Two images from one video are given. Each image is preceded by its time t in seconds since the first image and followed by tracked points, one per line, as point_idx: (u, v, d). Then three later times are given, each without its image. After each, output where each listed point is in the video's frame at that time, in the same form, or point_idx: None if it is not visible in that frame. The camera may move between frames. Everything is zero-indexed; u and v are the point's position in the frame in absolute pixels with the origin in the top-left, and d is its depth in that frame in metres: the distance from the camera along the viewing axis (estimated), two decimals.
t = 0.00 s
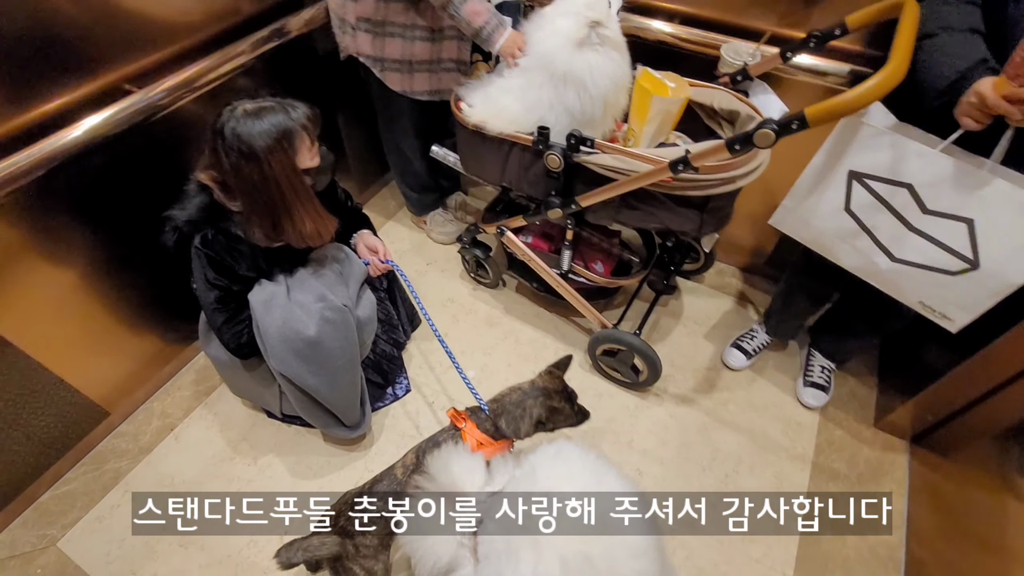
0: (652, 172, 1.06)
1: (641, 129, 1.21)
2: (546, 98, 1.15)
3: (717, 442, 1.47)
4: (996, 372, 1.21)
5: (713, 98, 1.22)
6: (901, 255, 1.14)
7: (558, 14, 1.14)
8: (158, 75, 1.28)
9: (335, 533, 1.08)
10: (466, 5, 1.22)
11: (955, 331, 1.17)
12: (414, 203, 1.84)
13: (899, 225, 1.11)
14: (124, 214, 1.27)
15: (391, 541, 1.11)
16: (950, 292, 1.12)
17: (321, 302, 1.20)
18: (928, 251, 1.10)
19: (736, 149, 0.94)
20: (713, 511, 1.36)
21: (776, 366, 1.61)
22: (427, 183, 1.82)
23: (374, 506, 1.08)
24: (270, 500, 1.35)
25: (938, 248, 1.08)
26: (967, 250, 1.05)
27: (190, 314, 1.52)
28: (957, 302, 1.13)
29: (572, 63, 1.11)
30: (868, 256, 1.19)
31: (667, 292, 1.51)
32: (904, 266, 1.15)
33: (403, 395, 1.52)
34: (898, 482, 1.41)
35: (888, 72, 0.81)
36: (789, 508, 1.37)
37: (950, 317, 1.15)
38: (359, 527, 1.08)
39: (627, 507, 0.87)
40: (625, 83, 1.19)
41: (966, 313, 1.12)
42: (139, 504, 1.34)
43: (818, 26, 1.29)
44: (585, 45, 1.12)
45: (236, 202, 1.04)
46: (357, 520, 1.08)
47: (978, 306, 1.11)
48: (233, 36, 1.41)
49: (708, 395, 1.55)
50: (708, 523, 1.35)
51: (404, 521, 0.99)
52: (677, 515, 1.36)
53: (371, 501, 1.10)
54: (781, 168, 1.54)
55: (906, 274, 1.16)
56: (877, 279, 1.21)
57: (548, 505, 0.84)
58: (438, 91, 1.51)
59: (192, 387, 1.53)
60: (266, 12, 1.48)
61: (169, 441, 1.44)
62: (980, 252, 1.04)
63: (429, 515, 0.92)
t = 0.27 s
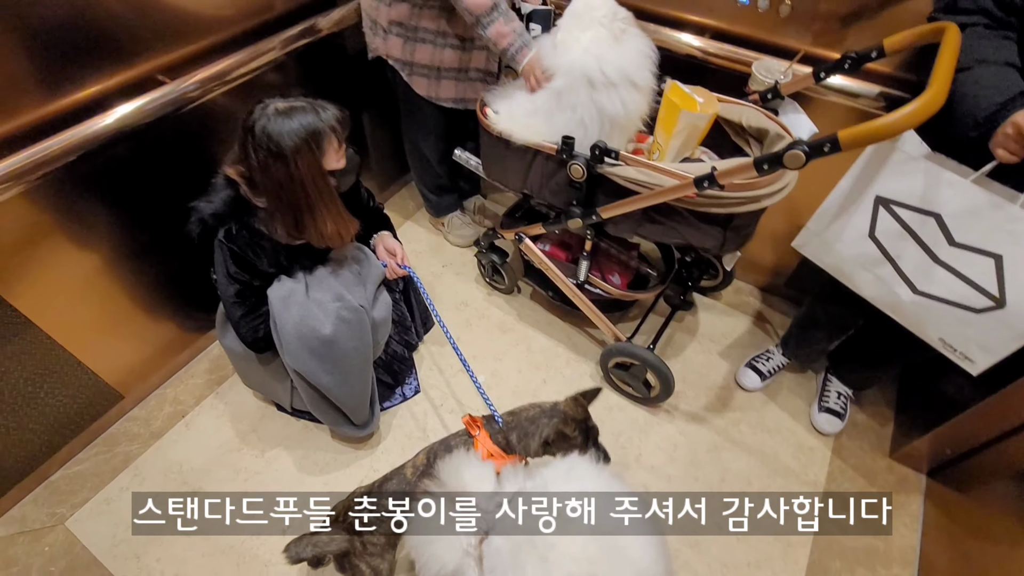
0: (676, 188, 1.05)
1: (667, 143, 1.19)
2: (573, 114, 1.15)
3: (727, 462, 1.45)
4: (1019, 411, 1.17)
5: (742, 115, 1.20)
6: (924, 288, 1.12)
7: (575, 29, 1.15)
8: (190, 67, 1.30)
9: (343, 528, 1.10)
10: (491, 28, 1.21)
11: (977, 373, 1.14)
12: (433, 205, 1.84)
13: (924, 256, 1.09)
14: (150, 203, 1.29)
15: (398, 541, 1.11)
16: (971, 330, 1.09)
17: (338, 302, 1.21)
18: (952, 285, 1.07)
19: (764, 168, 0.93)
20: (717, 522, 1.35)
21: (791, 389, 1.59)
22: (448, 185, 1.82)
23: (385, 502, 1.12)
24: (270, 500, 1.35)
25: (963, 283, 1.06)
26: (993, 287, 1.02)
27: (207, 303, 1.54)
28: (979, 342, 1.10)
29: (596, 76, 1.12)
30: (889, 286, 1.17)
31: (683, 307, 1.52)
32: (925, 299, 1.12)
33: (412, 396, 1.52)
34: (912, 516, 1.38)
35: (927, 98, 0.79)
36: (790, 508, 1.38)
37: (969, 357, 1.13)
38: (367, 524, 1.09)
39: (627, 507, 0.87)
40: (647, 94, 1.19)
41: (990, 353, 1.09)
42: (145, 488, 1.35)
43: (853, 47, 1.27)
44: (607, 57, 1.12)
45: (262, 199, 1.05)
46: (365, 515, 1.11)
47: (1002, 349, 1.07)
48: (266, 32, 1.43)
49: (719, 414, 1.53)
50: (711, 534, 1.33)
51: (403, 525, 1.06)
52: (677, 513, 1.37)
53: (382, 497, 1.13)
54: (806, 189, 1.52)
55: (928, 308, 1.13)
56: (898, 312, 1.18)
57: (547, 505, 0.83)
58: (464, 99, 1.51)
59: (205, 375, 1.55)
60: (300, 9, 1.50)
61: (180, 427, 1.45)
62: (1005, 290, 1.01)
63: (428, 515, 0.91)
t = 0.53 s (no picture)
0: (709, 213, 1.03)
1: (701, 166, 1.18)
2: (601, 132, 1.15)
3: (743, 495, 1.41)
4: None
5: (780, 142, 1.19)
6: (960, 326, 1.09)
7: (603, 48, 1.14)
8: (237, 68, 1.34)
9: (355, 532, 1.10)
10: (531, 40, 1.22)
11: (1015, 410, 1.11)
12: (460, 213, 1.85)
13: (961, 294, 1.05)
14: (189, 197, 1.33)
15: (409, 546, 1.10)
16: (1010, 369, 1.07)
17: (364, 306, 1.23)
18: (991, 324, 1.05)
19: (801, 199, 0.91)
20: (729, 555, 1.32)
21: (814, 424, 1.54)
22: (476, 195, 1.83)
23: (399, 509, 1.09)
24: (276, 499, 1.36)
25: (1003, 323, 1.03)
26: None
27: (236, 297, 1.57)
28: (1018, 380, 1.07)
29: (621, 95, 1.11)
30: (922, 322, 1.14)
31: (705, 333, 1.48)
32: (961, 337, 1.09)
33: (428, 403, 1.53)
34: (936, 566, 1.32)
35: (978, 137, 0.76)
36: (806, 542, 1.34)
37: (1009, 395, 1.10)
38: (380, 530, 1.08)
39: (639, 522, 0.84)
40: (679, 114, 1.17)
41: None
42: (163, 474, 1.38)
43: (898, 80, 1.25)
44: (631, 77, 1.10)
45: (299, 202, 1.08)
46: (379, 521, 1.10)
47: None
48: (312, 37, 1.47)
49: (738, 444, 1.49)
50: (722, 567, 1.30)
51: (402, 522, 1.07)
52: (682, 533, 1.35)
53: (396, 504, 1.10)
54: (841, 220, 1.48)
55: (964, 346, 1.10)
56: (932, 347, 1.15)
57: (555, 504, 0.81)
58: (498, 113, 1.52)
59: (228, 367, 1.58)
60: (345, 17, 1.53)
61: (200, 417, 1.48)
62: None
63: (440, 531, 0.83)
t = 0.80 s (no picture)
0: (733, 248, 1.02)
1: (725, 200, 1.17)
2: (623, 161, 1.16)
3: (754, 538, 1.36)
4: None
5: (807, 180, 1.17)
6: (960, 362, 1.11)
7: (634, 79, 1.15)
8: (271, 81, 1.37)
9: (357, 552, 1.07)
10: (559, 69, 1.22)
11: (999, 455, 1.14)
12: (479, 232, 1.85)
13: (967, 331, 1.08)
14: (214, 203, 1.35)
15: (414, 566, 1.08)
16: (1002, 413, 1.09)
17: (378, 321, 1.23)
18: (991, 364, 1.07)
19: (830, 240, 0.90)
20: None
21: (830, 468, 1.50)
22: (496, 215, 1.84)
23: (405, 530, 1.06)
24: (277, 511, 1.34)
25: (1004, 366, 1.05)
26: None
27: (251, 303, 1.58)
28: (1009, 426, 1.09)
29: (645, 126, 1.11)
30: (922, 354, 1.16)
31: (723, 367, 1.47)
32: (959, 373, 1.11)
33: (435, 422, 1.51)
34: None
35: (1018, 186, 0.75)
36: None
37: (993, 439, 1.13)
38: (384, 550, 1.06)
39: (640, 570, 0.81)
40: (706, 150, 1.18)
41: (1018, 439, 1.09)
42: (166, 479, 1.37)
43: (929, 123, 1.24)
44: (660, 110, 1.11)
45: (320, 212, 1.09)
46: (383, 541, 1.07)
47: None
48: (345, 53, 1.50)
49: (750, 484, 1.45)
50: None
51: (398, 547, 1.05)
52: None
53: (401, 524, 1.07)
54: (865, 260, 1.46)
55: (962, 383, 1.12)
56: (928, 381, 1.17)
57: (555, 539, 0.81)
58: (524, 136, 1.53)
59: (239, 373, 1.58)
60: (379, 36, 1.57)
61: (208, 422, 1.48)
62: None
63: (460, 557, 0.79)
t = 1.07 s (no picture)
0: (755, 259, 1.00)
1: (747, 210, 1.15)
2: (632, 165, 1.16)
3: (773, 557, 1.32)
4: None
5: (833, 191, 1.15)
6: (992, 383, 1.06)
7: (654, 86, 1.14)
8: (293, 86, 1.38)
9: (359, 553, 1.08)
10: (579, 76, 1.22)
11: None
12: (496, 238, 1.85)
13: (1000, 350, 1.04)
14: (235, 206, 1.36)
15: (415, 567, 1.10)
16: None
17: (392, 325, 1.22)
18: None
19: (858, 253, 0.87)
20: None
21: (852, 487, 1.45)
22: (513, 221, 1.83)
23: (408, 531, 1.06)
24: (290, 514, 1.34)
25: None
26: None
27: (269, 305, 1.60)
28: None
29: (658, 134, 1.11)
30: (951, 374, 1.12)
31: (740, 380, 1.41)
32: (990, 394, 1.07)
33: (448, 428, 1.50)
34: None
35: None
36: None
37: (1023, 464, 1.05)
38: (387, 552, 1.07)
39: None
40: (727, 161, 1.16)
41: None
42: (182, 477, 1.38)
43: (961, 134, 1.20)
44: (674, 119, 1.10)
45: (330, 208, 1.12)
46: (387, 542, 1.07)
47: None
48: (367, 59, 1.52)
49: (769, 501, 1.42)
50: None
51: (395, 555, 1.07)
52: None
53: (405, 526, 1.08)
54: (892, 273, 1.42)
55: (993, 405, 1.07)
56: (956, 401, 1.13)
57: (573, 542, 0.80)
58: (543, 143, 1.53)
59: (256, 374, 1.60)
60: (400, 42, 1.58)
61: (224, 422, 1.49)
62: None
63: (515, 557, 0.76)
